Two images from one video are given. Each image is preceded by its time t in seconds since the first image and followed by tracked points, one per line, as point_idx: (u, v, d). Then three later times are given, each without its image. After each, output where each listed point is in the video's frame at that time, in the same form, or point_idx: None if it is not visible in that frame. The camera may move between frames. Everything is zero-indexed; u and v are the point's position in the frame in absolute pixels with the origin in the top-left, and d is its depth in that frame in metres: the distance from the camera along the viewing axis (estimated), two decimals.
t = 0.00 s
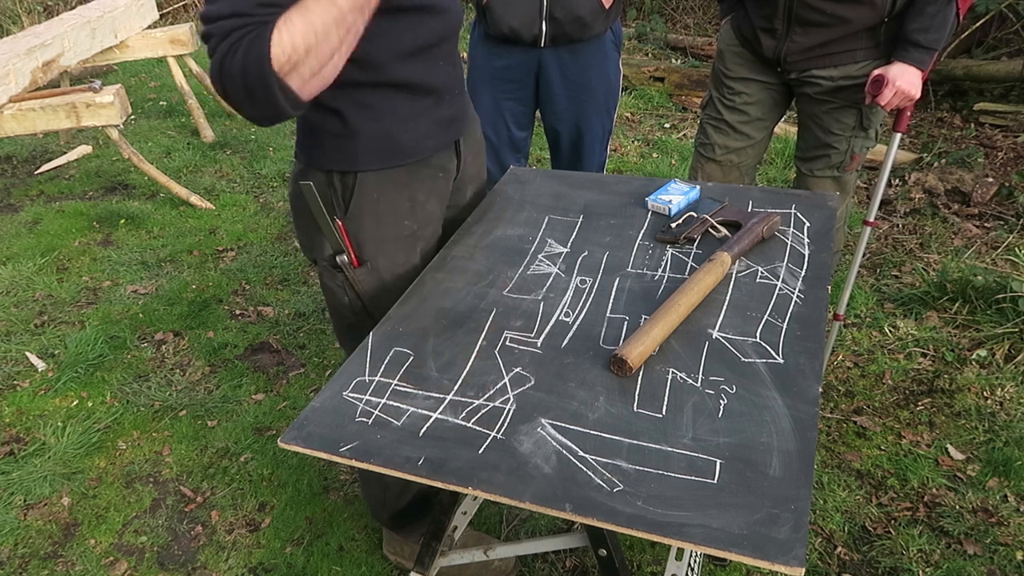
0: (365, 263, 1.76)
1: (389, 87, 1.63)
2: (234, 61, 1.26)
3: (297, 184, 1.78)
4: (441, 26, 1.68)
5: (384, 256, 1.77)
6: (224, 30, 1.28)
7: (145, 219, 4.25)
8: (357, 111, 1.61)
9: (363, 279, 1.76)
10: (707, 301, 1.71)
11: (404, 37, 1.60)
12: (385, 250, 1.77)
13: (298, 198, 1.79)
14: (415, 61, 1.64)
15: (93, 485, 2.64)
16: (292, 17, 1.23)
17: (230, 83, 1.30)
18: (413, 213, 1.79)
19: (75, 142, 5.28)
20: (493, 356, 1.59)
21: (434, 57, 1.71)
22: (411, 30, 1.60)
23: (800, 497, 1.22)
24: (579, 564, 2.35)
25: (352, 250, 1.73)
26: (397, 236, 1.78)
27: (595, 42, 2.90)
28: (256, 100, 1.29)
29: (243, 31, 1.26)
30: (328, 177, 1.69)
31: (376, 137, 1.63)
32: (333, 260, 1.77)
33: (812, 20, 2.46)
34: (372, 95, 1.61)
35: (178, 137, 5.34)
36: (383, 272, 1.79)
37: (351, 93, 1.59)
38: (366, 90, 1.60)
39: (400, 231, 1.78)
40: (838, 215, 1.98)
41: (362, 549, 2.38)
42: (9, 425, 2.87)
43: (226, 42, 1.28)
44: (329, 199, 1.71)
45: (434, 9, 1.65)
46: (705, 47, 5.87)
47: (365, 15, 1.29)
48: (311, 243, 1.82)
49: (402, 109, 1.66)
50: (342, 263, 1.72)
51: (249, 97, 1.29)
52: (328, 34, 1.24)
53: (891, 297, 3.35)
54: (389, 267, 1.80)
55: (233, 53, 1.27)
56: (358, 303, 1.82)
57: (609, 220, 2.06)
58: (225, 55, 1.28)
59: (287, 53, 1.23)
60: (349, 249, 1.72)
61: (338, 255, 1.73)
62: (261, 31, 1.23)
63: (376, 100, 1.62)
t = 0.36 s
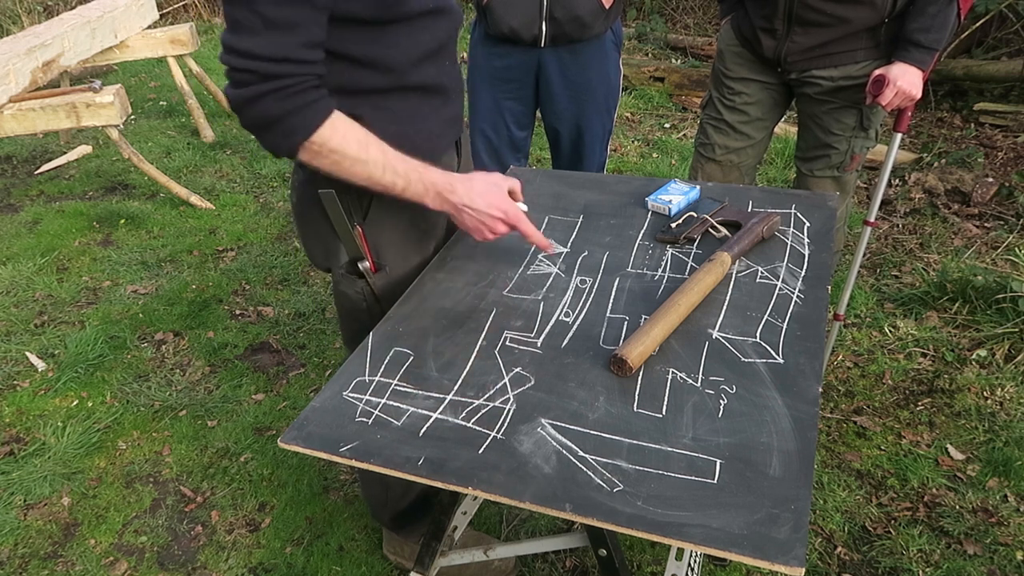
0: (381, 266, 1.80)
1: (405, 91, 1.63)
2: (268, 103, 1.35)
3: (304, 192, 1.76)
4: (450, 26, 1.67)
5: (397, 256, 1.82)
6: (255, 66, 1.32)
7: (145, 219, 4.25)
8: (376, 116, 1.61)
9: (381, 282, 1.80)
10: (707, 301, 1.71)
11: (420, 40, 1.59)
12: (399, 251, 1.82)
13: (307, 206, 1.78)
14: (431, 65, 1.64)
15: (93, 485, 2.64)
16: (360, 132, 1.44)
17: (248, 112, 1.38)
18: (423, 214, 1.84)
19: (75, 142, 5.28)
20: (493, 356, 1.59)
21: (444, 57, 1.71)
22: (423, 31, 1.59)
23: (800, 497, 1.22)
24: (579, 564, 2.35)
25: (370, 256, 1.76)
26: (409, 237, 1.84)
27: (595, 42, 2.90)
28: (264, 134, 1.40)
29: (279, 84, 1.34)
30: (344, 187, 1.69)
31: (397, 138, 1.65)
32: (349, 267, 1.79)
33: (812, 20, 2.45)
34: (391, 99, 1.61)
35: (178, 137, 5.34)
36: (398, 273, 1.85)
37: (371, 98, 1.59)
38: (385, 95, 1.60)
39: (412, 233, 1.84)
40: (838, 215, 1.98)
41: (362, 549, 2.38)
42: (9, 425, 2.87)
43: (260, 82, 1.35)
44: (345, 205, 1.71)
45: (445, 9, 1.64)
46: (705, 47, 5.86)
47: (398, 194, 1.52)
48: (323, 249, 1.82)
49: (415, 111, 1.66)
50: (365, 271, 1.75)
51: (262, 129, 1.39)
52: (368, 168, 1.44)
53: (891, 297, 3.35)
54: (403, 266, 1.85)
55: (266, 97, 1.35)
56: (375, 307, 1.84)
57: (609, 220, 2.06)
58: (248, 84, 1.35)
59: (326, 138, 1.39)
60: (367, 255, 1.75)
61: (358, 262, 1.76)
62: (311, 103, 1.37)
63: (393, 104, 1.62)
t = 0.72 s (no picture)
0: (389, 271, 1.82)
1: (411, 94, 1.62)
2: (302, 113, 1.35)
3: (309, 199, 1.77)
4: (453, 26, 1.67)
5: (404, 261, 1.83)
6: (289, 76, 1.32)
7: (145, 219, 4.25)
8: (381, 119, 1.61)
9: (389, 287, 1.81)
10: (707, 301, 1.71)
11: (427, 43, 1.59)
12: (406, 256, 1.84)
13: (312, 214, 1.78)
14: (434, 66, 1.64)
15: (93, 485, 2.64)
16: (392, 146, 1.47)
17: (281, 125, 1.38)
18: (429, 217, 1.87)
19: (75, 142, 5.28)
20: (493, 356, 1.59)
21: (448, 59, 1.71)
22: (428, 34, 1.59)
23: (800, 497, 1.22)
24: (579, 564, 2.35)
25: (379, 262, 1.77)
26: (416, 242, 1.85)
27: (595, 42, 2.90)
28: (297, 148, 1.39)
29: (315, 95, 1.34)
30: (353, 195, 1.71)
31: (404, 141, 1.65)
32: (357, 273, 1.80)
33: (812, 20, 2.45)
34: (397, 102, 1.61)
35: (178, 137, 5.34)
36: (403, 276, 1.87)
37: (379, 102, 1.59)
38: (389, 98, 1.60)
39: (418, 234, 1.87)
40: (838, 215, 1.98)
41: (362, 549, 2.38)
42: (9, 425, 2.87)
43: (294, 93, 1.34)
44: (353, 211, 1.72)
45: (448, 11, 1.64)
46: (705, 47, 5.87)
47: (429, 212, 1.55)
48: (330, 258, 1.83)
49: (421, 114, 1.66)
50: (375, 277, 1.76)
51: (294, 142, 1.39)
52: (401, 183, 1.47)
53: (891, 297, 3.35)
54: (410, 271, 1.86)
55: (300, 106, 1.35)
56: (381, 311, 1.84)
57: (609, 220, 2.06)
58: (281, 95, 1.34)
59: (360, 151, 1.41)
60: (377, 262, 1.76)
61: (366, 269, 1.76)
62: (345, 113, 1.37)
63: (398, 107, 1.62)
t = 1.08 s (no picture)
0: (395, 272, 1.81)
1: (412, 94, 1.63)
2: (252, 82, 1.24)
3: (316, 200, 1.75)
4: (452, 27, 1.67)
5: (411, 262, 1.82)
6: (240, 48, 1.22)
7: (145, 219, 4.25)
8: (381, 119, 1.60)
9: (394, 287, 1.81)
10: (707, 302, 1.71)
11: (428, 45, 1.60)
12: (412, 257, 1.82)
13: (318, 215, 1.76)
14: (436, 66, 1.64)
15: (93, 485, 2.64)
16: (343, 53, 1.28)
17: (239, 101, 1.29)
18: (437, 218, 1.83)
19: (75, 142, 5.28)
20: (493, 356, 1.59)
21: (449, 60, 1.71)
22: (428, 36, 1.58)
23: (800, 497, 1.22)
24: (579, 563, 2.35)
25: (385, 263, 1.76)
26: (422, 243, 1.83)
27: (595, 42, 2.90)
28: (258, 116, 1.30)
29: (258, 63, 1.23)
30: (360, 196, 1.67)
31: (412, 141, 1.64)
32: (363, 275, 1.80)
33: (812, 20, 2.45)
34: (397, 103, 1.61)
35: (178, 137, 5.34)
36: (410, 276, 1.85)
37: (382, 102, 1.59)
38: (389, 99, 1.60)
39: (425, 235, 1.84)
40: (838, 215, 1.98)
41: (362, 549, 2.38)
42: (9, 425, 2.87)
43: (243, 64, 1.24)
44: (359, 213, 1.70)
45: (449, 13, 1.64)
46: (705, 47, 5.87)
47: (406, 78, 1.33)
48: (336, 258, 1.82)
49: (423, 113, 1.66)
50: (380, 279, 1.77)
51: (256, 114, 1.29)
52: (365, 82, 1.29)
53: (891, 297, 3.35)
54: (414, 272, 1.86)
55: (249, 76, 1.24)
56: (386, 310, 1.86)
57: (609, 220, 2.06)
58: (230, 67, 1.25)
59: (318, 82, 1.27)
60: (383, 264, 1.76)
61: (373, 270, 1.76)
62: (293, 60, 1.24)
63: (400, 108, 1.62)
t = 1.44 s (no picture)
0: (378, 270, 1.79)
1: (409, 94, 1.63)
2: (258, 77, 1.27)
3: (304, 195, 1.76)
4: (450, 28, 1.67)
5: (396, 263, 1.80)
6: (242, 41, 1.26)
7: (145, 219, 4.25)
8: (379, 119, 1.60)
9: (377, 286, 1.78)
10: (707, 302, 1.71)
11: (421, 44, 1.60)
12: (397, 258, 1.79)
13: (306, 210, 1.77)
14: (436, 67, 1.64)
15: (93, 485, 2.64)
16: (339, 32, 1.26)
17: (247, 95, 1.30)
18: (427, 220, 1.81)
19: (75, 142, 5.28)
20: (493, 356, 1.59)
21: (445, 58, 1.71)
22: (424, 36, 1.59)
23: (800, 497, 1.22)
24: (579, 564, 2.34)
25: (366, 260, 1.74)
26: (409, 245, 1.81)
27: (595, 42, 2.90)
28: (269, 109, 1.31)
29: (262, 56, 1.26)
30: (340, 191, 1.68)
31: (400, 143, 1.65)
32: (345, 271, 1.79)
33: (812, 20, 2.45)
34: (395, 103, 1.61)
35: (178, 137, 5.34)
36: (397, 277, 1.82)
37: (375, 102, 1.59)
38: (387, 99, 1.60)
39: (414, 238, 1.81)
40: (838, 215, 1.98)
41: (362, 549, 2.38)
42: (9, 425, 2.87)
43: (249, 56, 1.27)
44: (341, 210, 1.71)
45: (447, 13, 1.64)
46: (705, 47, 5.87)
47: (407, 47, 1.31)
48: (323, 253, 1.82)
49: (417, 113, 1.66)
50: (359, 275, 1.75)
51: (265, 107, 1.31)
52: (368, 58, 1.28)
53: (891, 297, 3.35)
54: (401, 273, 1.82)
55: (255, 69, 1.26)
56: (372, 311, 1.84)
57: (609, 220, 2.06)
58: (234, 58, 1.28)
59: (322, 64, 1.26)
60: (364, 260, 1.74)
61: (353, 266, 1.75)
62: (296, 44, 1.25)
63: (397, 107, 1.62)
